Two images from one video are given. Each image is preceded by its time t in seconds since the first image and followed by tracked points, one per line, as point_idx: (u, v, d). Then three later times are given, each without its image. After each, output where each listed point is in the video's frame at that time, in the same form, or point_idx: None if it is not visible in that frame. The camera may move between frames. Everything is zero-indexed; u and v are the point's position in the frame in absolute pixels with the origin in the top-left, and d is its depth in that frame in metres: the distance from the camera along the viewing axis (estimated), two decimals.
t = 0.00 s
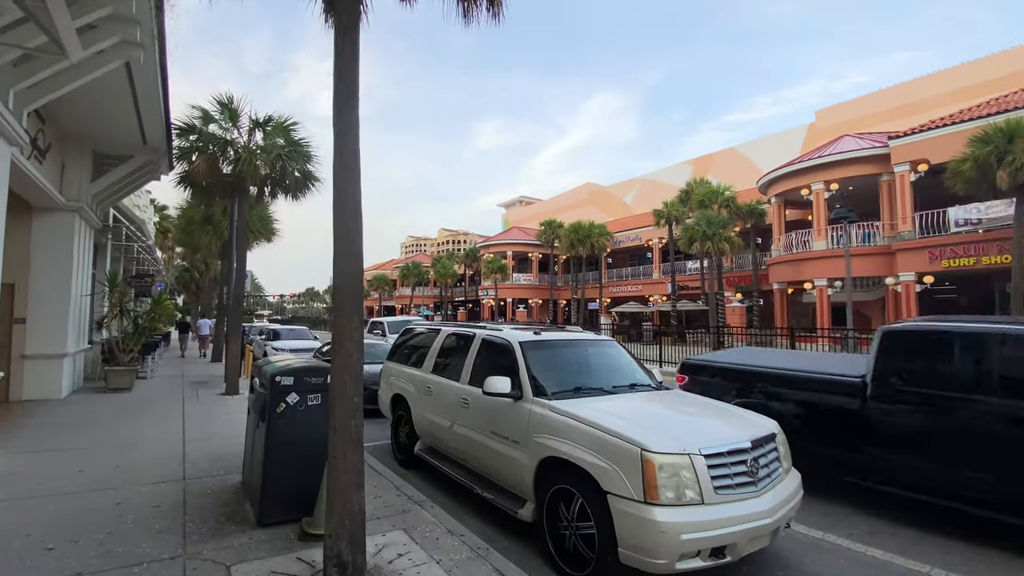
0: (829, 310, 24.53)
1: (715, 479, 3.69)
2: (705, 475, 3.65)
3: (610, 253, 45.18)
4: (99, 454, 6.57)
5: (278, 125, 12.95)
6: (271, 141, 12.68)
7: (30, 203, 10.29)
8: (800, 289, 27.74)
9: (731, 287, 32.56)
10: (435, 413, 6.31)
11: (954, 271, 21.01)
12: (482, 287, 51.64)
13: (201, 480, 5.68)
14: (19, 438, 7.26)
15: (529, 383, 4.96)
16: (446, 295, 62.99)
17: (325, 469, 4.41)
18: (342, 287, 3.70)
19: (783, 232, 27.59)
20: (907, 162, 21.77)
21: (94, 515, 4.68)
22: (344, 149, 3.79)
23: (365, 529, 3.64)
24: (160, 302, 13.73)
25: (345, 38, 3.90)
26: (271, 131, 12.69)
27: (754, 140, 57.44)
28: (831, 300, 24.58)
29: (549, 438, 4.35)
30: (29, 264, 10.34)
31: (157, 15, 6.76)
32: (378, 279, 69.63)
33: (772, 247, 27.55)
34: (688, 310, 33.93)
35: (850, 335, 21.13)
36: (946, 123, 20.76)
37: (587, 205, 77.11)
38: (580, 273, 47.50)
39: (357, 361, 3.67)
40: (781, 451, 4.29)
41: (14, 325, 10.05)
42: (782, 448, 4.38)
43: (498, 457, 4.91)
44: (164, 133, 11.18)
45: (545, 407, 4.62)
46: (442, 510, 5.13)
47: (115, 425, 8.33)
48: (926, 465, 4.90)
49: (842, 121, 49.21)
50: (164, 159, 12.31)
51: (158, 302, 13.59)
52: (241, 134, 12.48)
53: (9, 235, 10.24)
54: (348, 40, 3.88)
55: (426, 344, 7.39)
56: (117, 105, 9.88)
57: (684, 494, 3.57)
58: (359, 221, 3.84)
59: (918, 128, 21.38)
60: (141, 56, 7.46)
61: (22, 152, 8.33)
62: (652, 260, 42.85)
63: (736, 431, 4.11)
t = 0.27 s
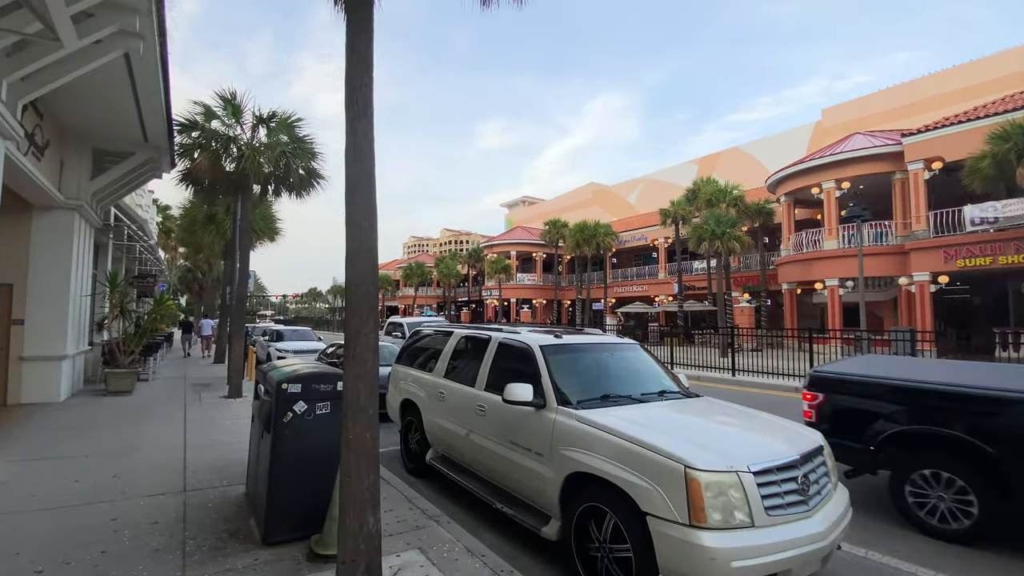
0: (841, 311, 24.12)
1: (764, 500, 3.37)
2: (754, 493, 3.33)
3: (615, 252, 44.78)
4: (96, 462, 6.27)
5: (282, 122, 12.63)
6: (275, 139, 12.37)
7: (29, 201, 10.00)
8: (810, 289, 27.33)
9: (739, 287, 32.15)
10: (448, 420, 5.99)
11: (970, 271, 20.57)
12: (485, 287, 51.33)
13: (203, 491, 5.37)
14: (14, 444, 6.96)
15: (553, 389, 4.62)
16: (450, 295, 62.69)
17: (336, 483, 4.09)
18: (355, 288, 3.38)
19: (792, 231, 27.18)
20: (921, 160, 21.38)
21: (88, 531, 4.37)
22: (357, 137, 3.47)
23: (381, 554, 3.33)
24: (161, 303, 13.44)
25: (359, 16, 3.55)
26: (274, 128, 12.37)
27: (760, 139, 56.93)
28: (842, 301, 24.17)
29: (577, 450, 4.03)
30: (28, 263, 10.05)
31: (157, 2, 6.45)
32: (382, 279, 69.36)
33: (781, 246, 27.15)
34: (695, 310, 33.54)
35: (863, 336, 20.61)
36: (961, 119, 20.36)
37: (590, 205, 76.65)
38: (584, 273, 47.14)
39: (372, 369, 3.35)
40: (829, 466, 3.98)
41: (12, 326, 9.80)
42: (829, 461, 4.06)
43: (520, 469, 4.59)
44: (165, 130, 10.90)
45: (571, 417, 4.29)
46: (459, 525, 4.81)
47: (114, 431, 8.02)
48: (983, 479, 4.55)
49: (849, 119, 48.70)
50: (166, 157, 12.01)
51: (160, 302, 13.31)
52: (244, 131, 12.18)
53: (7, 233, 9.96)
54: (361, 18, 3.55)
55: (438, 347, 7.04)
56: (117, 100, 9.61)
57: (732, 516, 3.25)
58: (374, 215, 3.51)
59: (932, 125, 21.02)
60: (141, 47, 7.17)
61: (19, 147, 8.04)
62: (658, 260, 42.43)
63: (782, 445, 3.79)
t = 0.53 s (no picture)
0: (854, 310, 23.69)
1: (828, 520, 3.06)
2: (816, 511, 3.01)
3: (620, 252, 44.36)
4: (97, 469, 6.00)
5: (287, 117, 12.35)
6: (280, 134, 12.08)
7: (29, 198, 9.74)
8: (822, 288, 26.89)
9: (748, 287, 31.71)
10: (464, 426, 5.67)
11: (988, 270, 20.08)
12: (490, 287, 51.05)
13: (209, 500, 5.09)
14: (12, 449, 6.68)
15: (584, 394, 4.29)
16: (454, 295, 62.43)
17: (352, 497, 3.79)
18: (374, 285, 3.07)
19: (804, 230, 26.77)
20: (937, 157, 20.97)
21: (86, 546, 4.10)
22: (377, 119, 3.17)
23: None
24: (165, 302, 13.20)
25: None
26: (280, 123, 12.08)
27: (767, 138, 56.37)
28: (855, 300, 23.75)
29: (613, 462, 3.71)
30: (29, 262, 9.80)
31: None
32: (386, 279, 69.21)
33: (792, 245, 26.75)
34: (703, 310, 33.13)
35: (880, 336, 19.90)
36: (979, 115, 19.94)
37: (595, 205, 76.27)
38: (590, 272, 46.80)
39: (393, 373, 3.04)
40: (887, 481, 3.66)
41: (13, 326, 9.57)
42: (887, 476, 3.74)
43: (546, 480, 4.27)
44: (169, 124, 10.66)
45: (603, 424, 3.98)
46: (481, 539, 4.50)
47: (117, 434, 7.74)
48: None
49: (857, 117, 48.18)
50: (170, 153, 11.75)
51: (164, 301, 13.06)
52: (249, 126, 11.91)
53: (7, 231, 9.70)
54: None
55: (451, 349, 6.71)
56: (119, 93, 9.36)
57: (795, 538, 2.94)
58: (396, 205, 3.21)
59: (949, 121, 20.60)
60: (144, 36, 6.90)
61: (18, 141, 7.77)
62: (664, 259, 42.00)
63: (840, 458, 3.47)
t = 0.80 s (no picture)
0: (869, 310, 23.22)
1: (907, 541, 2.75)
2: (894, 531, 2.71)
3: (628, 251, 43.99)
4: (100, 474, 5.74)
5: (295, 112, 12.07)
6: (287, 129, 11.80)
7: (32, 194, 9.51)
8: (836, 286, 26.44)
9: (759, 286, 31.28)
10: (484, 431, 5.36)
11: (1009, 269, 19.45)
12: (496, 286, 50.77)
13: (217, 510, 4.81)
14: (14, 452, 6.45)
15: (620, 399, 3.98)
16: (459, 294, 62.20)
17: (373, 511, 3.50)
18: (399, 279, 2.78)
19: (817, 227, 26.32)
20: (956, 152, 20.48)
21: (86, 560, 3.83)
22: (402, 98, 2.86)
23: None
24: (171, 301, 12.98)
25: None
26: (288, 118, 11.79)
27: (775, 135, 55.72)
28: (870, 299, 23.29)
29: (657, 474, 3.40)
30: (32, 259, 9.58)
31: None
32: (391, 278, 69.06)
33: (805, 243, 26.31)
34: (713, 309, 32.72)
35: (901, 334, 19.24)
36: (1000, 109, 19.45)
37: (601, 203, 75.84)
38: (597, 271, 46.43)
39: (422, 379, 2.74)
40: (958, 496, 3.34)
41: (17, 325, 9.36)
42: (956, 490, 3.42)
43: (578, 492, 3.95)
44: (174, 118, 10.44)
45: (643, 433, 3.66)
46: (507, 554, 4.19)
47: (121, 436, 7.50)
48: None
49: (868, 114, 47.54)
50: (175, 148, 11.51)
51: (170, 300, 12.84)
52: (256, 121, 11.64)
53: (10, 229, 9.48)
54: None
55: (468, 349, 6.39)
56: (124, 86, 9.13)
57: (872, 562, 2.64)
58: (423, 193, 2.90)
59: (969, 115, 20.11)
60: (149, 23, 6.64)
61: (20, 134, 7.52)
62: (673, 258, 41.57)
63: (910, 472, 3.16)
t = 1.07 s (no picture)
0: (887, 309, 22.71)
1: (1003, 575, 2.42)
2: (990, 563, 2.39)
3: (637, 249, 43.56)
4: (106, 481, 5.51)
5: (304, 107, 11.80)
6: (296, 125, 11.53)
7: (38, 191, 9.32)
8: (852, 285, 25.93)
9: (772, 284, 30.79)
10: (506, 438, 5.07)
11: None
12: (504, 285, 50.50)
13: (226, 522, 4.55)
14: (17, 457, 6.24)
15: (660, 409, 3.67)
16: (466, 293, 61.99)
17: (395, 531, 3.22)
18: (430, 278, 2.50)
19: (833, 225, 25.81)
20: (978, 147, 19.91)
21: None
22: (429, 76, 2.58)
23: None
24: (179, 300, 12.77)
25: None
26: (296, 113, 11.52)
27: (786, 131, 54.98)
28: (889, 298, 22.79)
29: (707, 493, 3.10)
30: (37, 258, 9.38)
31: None
32: (398, 277, 68.92)
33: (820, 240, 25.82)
34: (724, 308, 32.28)
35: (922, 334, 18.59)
36: None
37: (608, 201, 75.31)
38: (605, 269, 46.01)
39: (455, 390, 2.45)
40: None
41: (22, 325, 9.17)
42: None
43: (614, 507, 3.66)
44: (181, 113, 10.22)
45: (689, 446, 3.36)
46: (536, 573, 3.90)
47: (128, 440, 7.28)
48: None
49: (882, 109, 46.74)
50: (183, 145, 11.29)
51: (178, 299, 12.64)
52: (265, 117, 11.39)
53: (15, 228, 9.30)
54: None
55: (487, 351, 6.09)
56: (130, 80, 8.91)
57: None
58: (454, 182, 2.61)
59: (992, 108, 19.56)
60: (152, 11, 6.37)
61: (24, 129, 7.30)
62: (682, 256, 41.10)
63: (994, 493, 2.83)
